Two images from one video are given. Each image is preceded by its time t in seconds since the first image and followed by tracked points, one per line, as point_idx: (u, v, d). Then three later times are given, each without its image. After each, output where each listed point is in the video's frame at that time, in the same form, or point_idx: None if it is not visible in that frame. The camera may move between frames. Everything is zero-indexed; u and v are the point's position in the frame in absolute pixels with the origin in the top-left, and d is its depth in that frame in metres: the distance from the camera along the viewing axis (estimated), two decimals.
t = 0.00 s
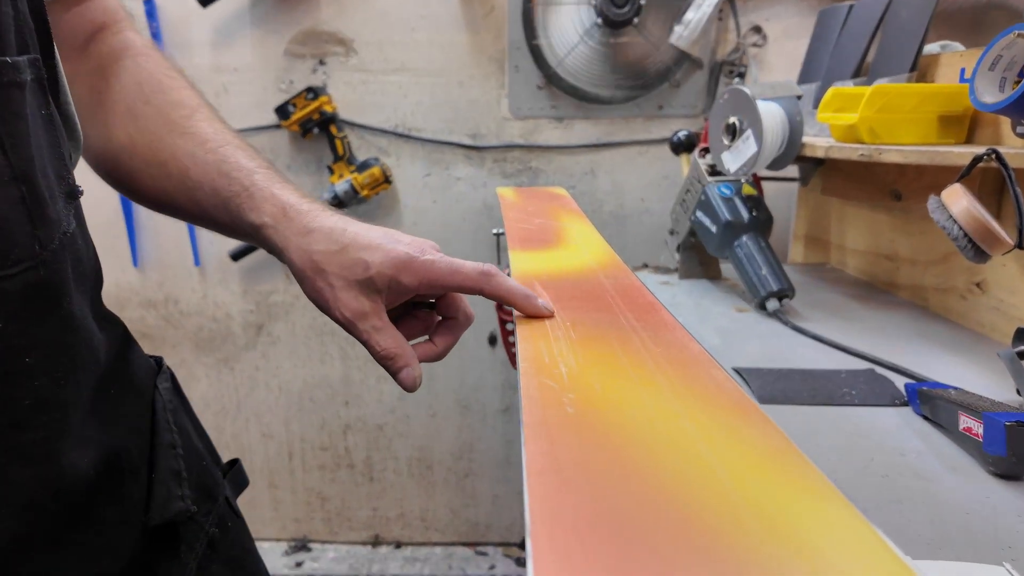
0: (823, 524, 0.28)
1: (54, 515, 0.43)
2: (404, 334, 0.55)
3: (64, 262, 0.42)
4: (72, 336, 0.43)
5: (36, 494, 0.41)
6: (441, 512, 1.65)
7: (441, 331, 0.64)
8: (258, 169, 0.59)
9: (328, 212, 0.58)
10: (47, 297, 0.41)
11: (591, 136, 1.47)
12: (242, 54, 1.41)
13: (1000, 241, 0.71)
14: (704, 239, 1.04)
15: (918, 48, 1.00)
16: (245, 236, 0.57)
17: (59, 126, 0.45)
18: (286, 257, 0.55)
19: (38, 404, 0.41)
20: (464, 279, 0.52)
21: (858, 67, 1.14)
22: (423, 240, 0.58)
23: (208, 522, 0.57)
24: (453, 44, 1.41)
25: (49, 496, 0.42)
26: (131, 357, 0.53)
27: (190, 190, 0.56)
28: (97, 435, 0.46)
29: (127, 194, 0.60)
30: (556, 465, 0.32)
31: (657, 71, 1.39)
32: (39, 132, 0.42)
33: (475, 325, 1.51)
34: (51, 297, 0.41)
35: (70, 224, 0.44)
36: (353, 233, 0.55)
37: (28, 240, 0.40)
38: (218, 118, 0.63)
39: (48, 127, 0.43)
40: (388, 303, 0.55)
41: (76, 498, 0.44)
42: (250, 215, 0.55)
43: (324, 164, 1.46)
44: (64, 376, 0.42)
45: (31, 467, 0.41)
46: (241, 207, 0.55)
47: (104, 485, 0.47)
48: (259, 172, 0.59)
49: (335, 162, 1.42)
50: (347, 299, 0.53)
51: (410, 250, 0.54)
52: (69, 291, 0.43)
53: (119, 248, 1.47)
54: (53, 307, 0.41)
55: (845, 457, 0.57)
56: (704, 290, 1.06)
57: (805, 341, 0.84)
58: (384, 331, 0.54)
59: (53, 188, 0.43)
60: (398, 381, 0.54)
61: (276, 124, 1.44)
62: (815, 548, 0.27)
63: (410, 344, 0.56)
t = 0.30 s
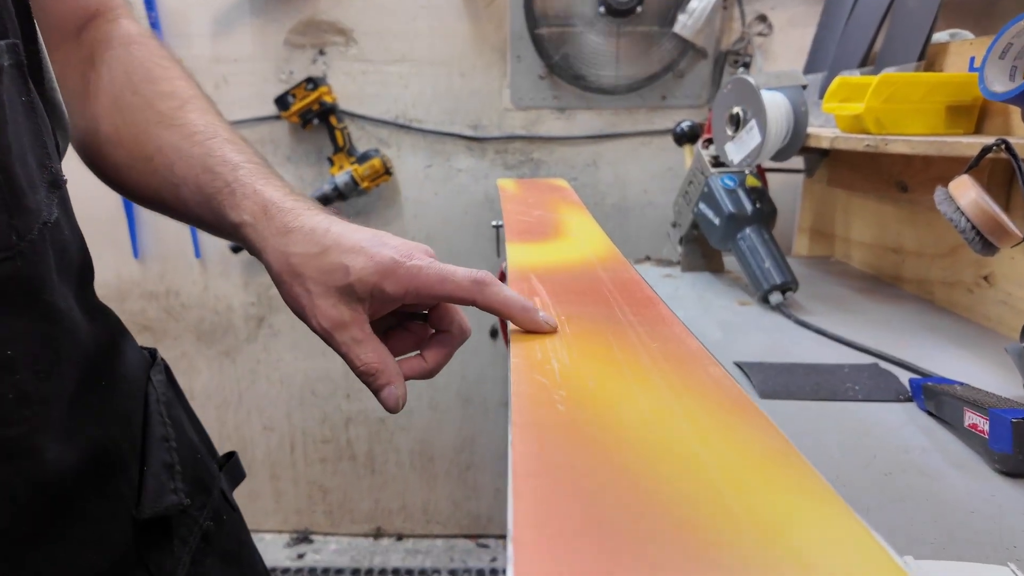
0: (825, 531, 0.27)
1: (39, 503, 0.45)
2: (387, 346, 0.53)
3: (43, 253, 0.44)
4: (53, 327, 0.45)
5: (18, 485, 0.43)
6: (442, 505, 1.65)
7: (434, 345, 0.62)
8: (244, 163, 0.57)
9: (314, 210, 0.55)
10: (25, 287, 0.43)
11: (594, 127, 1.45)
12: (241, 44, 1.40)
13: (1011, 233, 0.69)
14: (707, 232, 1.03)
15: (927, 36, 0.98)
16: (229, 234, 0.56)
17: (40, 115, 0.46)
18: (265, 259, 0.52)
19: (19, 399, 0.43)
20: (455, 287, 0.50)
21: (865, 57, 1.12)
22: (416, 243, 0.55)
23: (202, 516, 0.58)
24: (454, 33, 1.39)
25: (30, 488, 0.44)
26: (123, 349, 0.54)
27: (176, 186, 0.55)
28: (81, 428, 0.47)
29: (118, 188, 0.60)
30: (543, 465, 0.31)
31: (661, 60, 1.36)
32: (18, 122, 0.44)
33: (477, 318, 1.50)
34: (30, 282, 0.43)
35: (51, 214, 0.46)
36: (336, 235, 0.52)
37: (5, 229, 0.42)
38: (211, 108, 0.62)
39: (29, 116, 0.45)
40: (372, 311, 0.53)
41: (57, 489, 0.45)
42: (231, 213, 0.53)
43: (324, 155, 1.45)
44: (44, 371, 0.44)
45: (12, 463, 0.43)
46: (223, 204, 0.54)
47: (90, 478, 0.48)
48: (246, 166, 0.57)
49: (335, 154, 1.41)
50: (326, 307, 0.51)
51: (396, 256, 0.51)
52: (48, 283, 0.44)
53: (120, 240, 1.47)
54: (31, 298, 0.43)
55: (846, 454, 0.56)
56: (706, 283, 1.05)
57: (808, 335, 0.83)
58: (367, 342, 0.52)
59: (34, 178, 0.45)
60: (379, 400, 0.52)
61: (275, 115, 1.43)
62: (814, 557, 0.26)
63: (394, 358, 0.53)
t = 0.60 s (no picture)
0: (824, 529, 0.27)
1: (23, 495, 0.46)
2: (381, 348, 0.51)
3: (27, 246, 0.45)
4: (38, 321, 0.46)
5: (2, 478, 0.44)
6: (445, 497, 1.65)
7: (431, 347, 0.60)
8: (239, 156, 0.56)
9: (307, 205, 0.54)
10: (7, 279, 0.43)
11: (596, 119, 1.44)
12: (242, 36, 1.39)
13: (1017, 225, 0.68)
14: (710, 225, 1.02)
15: (934, 27, 0.96)
16: (221, 229, 0.55)
17: (24, 104, 0.47)
18: (255, 255, 0.51)
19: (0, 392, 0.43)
20: (448, 287, 0.47)
21: (870, 48, 1.11)
22: (414, 240, 0.52)
23: (198, 512, 0.61)
24: (455, 24, 1.38)
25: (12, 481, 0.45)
26: (119, 345, 0.57)
27: (170, 179, 0.55)
28: (73, 423, 0.50)
29: (112, 181, 0.60)
30: (533, 457, 0.31)
31: (664, 52, 1.35)
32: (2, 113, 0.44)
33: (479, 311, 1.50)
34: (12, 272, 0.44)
35: (36, 205, 0.47)
36: (327, 231, 0.50)
37: None
38: (209, 100, 0.62)
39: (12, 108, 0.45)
40: (365, 311, 0.51)
41: (48, 480, 0.47)
42: (222, 207, 0.52)
43: (326, 148, 1.45)
44: (27, 364, 0.45)
45: None
46: (215, 198, 0.53)
47: (86, 474, 0.51)
48: (240, 160, 0.55)
49: (336, 146, 1.41)
50: (316, 306, 0.49)
51: (388, 252, 0.48)
52: (31, 276, 0.45)
53: (122, 233, 1.46)
54: (13, 290, 0.44)
55: (848, 448, 0.56)
56: (709, 276, 1.04)
57: (810, 329, 0.82)
58: (360, 344, 0.51)
59: (18, 170, 0.45)
60: (373, 404, 0.51)
61: (276, 107, 1.42)
62: (813, 555, 0.25)
63: (389, 361, 0.52)
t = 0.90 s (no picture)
0: (837, 533, 0.26)
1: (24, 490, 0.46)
2: (382, 349, 0.49)
3: (26, 240, 0.45)
4: (39, 317, 0.46)
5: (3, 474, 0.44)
6: (448, 492, 1.65)
7: (435, 349, 0.59)
8: (242, 149, 0.55)
9: (309, 199, 0.52)
10: (7, 273, 0.43)
11: (601, 113, 1.43)
12: (246, 28, 1.38)
13: None
14: (716, 220, 1.01)
15: (945, 19, 0.95)
16: (223, 222, 0.54)
17: (25, 98, 0.46)
18: (255, 250, 0.50)
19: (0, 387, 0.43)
20: (451, 289, 0.45)
21: (880, 40, 1.09)
22: (418, 238, 0.51)
23: (203, 507, 0.61)
24: (460, 16, 1.37)
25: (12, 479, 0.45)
26: (123, 340, 0.57)
27: (172, 171, 0.54)
28: (76, 419, 0.50)
29: (115, 173, 0.59)
30: (544, 460, 0.30)
31: (671, 45, 1.34)
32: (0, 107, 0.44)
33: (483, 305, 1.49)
34: (12, 269, 0.43)
35: (37, 200, 0.47)
36: (329, 226, 0.48)
37: None
38: (215, 92, 0.61)
39: (13, 101, 0.45)
40: (365, 310, 0.49)
41: (48, 476, 0.47)
42: (223, 200, 0.51)
43: (330, 141, 1.44)
44: (27, 359, 0.45)
45: None
46: (216, 191, 0.52)
47: (89, 468, 0.51)
48: (243, 152, 0.55)
49: (340, 139, 1.40)
50: (315, 305, 0.47)
51: (391, 251, 0.47)
52: (32, 271, 0.45)
53: (126, 226, 1.47)
54: (13, 285, 0.44)
55: (856, 447, 0.55)
56: (715, 271, 1.03)
57: (818, 325, 0.82)
58: (360, 345, 0.48)
59: (18, 164, 0.45)
60: (373, 407, 0.49)
61: (280, 100, 1.42)
62: (826, 559, 0.25)
63: (390, 363, 0.50)
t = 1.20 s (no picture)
0: (853, 537, 0.26)
1: (29, 490, 0.47)
2: (378, 364, 0.47)
3: (32, 242, 0.45)
4: (44, 318, 0.46)
5: (6, 473, 0.45)
6: (453, 487, 1.66)
7: (437, 367, 0.56)
8: (245, 150, 0.54)
9: (310, 201, 0.51)
10: (12, 275, 0.44)
11: (608, 108, 1.42)
12: (251, 23, 1.38)
13: None
14: (724, 217, 1.01)
15: (957, 14, 0.94)
16: (222, 225, 0.53)
17: (33, 98, 0.47)
18: (252, 255, 0.49)
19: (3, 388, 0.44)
20: (452, 305, 0.43)
21: (891, 36, 1.08)
22: (420, 246, 0.49)
23: (211, 508, 0.61)
24: (467, 11, 1.36)
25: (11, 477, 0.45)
26: (133, 340, 0.57)
27: (174, 172, 0.54)
28: (83, 420, 0.50)
29: (123, 172, 0.59)
30: (560, 464, 0.30)
31: (679, 39, 1.33)
32: (8, 108, 0.44)
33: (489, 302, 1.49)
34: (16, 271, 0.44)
35: (43, 201, 0.47)
36: (327, 233, 0.46)
37: None
38: (224, 90, 0.61)
39: (21, 101, 0.45)
40: (362, 323, 0.47)
41: (51, 475, 0.48)
42: (222, 203, 0.51)
43: (336, 137, 1.44)
44: (31, 361, 0.45)
45: None
46: (216, 193, 0.51)
47: (94, 469, 0.51)
48: (246, 152, 0.54)
49: (346, 135, 1.40)
50: (309, 316, 0.46)
51: (389, 261, 0.45)
52: (36, 273, 0.45)
53: (133, 222, 1.47)
54: (17, 287, 0.44)
55: (866, 446, 0.55)
56: (723, 269, 1.02)
57: (827, 323, 0.81)
58: (355, 360, 0.47)
59: (24, 165, 0.46)
60: (368, 426, 0.46)
61: (286, 96, 1.42)
62: (843, 564, 0.25)
63: (388, 379, 0.47)
